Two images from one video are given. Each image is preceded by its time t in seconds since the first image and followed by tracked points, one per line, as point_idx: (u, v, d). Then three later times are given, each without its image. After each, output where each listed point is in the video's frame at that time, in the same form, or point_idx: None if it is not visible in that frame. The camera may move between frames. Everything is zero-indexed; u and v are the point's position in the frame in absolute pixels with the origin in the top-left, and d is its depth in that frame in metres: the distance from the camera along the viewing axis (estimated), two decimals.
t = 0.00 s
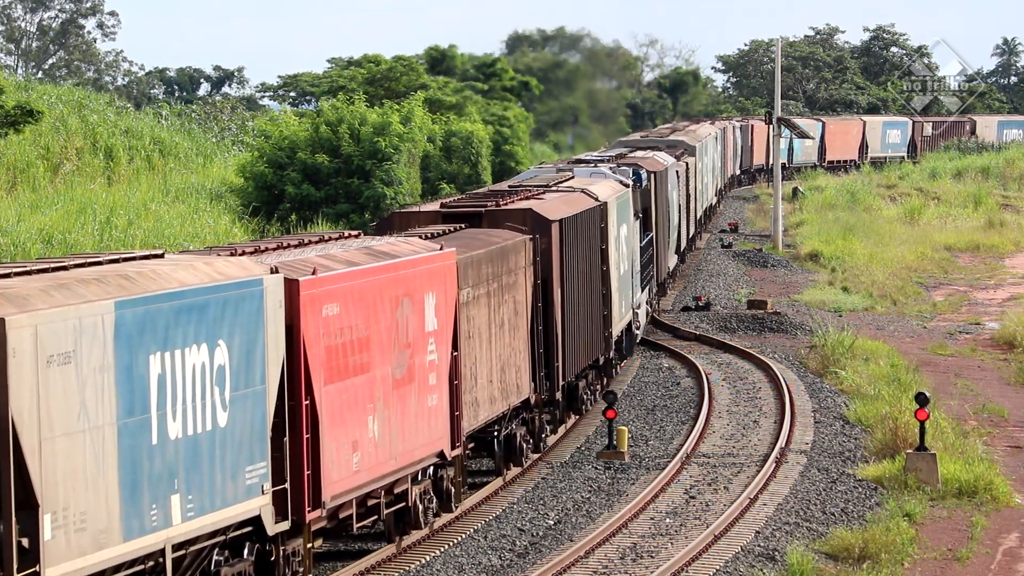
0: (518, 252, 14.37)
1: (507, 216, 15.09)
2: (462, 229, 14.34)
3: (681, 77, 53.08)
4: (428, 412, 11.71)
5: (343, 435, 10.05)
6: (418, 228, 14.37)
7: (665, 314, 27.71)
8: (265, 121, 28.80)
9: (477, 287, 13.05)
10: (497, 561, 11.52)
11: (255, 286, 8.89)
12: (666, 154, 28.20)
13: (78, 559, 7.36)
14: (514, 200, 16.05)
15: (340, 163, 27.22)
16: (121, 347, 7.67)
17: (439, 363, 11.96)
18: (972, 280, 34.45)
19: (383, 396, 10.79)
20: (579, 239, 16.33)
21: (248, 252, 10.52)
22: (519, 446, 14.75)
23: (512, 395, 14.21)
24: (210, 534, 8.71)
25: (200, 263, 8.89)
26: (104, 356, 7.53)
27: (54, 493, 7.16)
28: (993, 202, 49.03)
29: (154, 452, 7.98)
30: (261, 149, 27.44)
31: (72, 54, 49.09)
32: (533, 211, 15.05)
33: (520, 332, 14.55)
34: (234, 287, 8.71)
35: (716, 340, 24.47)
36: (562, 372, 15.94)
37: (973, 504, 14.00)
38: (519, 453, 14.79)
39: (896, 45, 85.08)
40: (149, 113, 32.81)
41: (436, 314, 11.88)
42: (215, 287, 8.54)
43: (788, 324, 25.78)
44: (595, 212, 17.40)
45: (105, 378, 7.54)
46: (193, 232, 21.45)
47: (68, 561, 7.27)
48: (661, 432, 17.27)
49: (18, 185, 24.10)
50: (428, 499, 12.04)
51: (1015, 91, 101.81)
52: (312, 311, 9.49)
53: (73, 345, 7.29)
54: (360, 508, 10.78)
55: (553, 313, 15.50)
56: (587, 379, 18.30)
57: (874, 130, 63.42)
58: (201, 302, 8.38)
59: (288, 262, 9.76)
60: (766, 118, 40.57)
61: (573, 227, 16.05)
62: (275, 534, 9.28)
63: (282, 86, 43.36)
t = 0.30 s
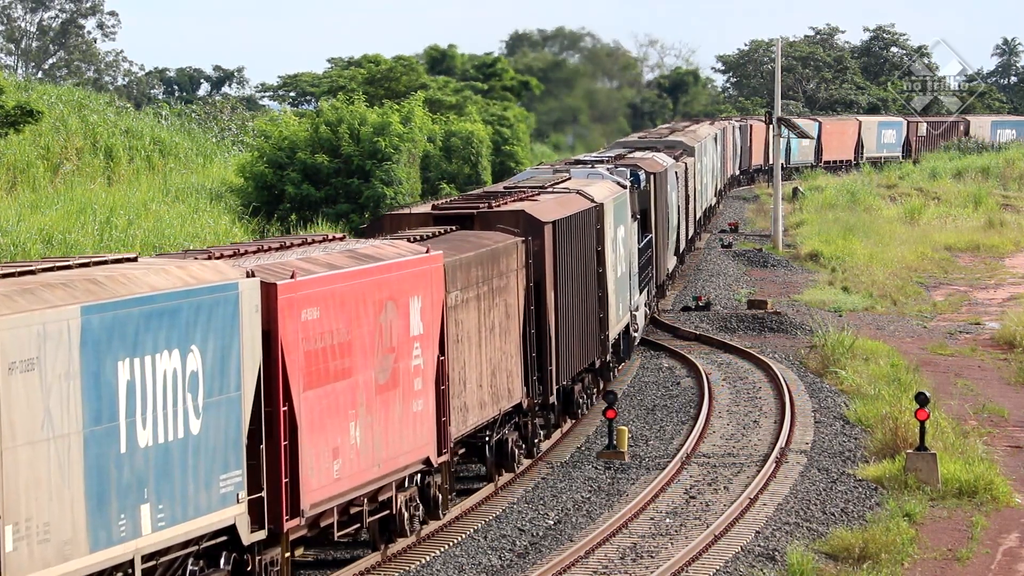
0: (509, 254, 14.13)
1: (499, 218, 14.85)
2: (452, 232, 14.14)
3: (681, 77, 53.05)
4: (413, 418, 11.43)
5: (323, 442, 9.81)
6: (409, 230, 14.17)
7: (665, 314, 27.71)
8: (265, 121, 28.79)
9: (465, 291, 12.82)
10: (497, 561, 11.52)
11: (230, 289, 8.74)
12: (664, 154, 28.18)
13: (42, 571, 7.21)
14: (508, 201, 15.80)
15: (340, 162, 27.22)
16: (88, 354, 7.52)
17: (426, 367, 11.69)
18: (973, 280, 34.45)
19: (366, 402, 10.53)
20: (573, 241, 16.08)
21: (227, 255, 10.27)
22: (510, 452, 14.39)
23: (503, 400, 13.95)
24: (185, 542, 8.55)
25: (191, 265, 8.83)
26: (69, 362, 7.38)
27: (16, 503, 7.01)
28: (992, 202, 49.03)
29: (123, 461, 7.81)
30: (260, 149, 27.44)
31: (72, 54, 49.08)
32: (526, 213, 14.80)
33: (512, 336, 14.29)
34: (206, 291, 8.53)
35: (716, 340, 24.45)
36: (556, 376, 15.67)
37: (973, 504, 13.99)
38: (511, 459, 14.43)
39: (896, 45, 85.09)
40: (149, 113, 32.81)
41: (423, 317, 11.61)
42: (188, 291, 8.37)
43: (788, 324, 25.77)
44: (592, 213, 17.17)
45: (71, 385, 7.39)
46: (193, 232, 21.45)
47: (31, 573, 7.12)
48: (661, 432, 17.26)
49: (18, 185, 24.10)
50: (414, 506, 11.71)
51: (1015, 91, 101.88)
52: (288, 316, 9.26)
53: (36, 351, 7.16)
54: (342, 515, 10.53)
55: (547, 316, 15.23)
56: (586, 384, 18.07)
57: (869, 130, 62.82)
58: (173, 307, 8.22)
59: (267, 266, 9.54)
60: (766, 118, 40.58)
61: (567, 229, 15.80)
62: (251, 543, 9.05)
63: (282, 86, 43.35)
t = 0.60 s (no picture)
0: (500, 257, 13.94)
1: (491, 220, 14.69)
2: (443, 234, 14.01)
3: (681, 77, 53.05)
4: (398, 424, 11.23)
5: (302, 450, 9.63)
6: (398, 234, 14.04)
7: (665, 314, 27.72)
8: (266, 121, 28.79)
9: (453, 294, 12.64)
10: (497, 561, 11.52)
11: (203, 294, 8.54)
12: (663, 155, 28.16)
13: None
14: (501, 203, 15.63)
15: (340, 162, 27.22)
16: (53, 360, 7.30)
17: (410, 373, 11.48)
18: (973, 280, 34.46)
19: (347, 409, 10.34)
20: (567, 244, 15.90)
21: (206, 259, 10.13)
22: (502, 457, 14.16)
23: (494, 405, 13.76)
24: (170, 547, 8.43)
25: (178, 267, 8.72)
26: (33, 369, 7.15)
27: None
28: (992, 202, 49.03)
29: (89, 470, 7.60)
30: (260, 149, 27.44)
31: (72, 54, 49.09)
32: (518, 216, 14.63)
33: (502, 340, 14.12)
34: (178, 297, 8.32)
35: (716, 340, 24.46)
36: (549, 381, 15.47)
37: (973, 504, 14.00)
38: (502, 465, 14.19)
39: (896, 45, 85.11)
40: (149, 113, 32.80)
41: (407, 321, 11.39)
42: (159, 296, 8.16)
43: (788, 324, 25.78)
44: (587, 216, 17.00)
45: (34, 393, 7.16)
46: (192, 232, 21.45)
47: None
48: (661, 432, 17.27)
49: (18, 185, 24.10)
50: (400, 514, 11.51)
51: (1016, 91, 101.89)
52: (266, 321, 9.07)
53: None
54: (324, 524, 10.34)
55: (539, 320, 15.06)
56: (581, 390, 17.92)
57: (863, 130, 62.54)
58: (143, 312, 8.01)
59: (246, 271, 9.38)
60: (766, 118, 40.58)
61: (560, 231, 15.61)
62: (225, 553, 8.87)
63: (282, 86, 43.36)
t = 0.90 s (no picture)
0: (490, 260, 13.62)
1: (482, 222, 14.34)
2: (432, 236, 13.71)
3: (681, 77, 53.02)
4: (380, 430, 10.87)
5: (279, 458, 9.26)
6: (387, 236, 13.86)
7: (665, 314, 27.71)
8: (266, 121, 28.77)
9: (440, 297, 12.31)
10: (497, 561, 11.52)
11: (176, 299, 8.18)
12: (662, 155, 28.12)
13: None
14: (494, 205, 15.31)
15: (340, 163, 27.23)
16: (14, 367, 6.92)
17: (393, 378, 11.13)
18: (973, 280, 34.48)
19: (327, 415, 9.97)
20: (561, 246, 15.56)
21: (183, 260, 9.82)
22: (493, 463, 13.88)
23: (484, 410, 13.46)
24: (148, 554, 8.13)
25: (150, 271, 8.35)
26: None
27: None
28: (993, 202, 49.04)
29: (54, 480, 7.23)
30: (261, 149, 27.43)
31: (72, 54, 49.12)
32: (509, 218, 14.28)
33: (493, 343, 13.80)
34: (149, 302, 7.98)
35: (716, 340, 24.44)
36: (543, 386, 15.08)
37: (973, 504, 13.99)
38: (493, 470, 13.89)
39: (896, 45, 85.16)
40: (149, 113, 32.80)
41: (390, 326, 11.05)
42: (128, 300, 7.80)
43: (788, 324, 25.76)
44: (582, 217, 16.69)
45: None
46: (192, 232, 21.43)
47: None
48: (661, 432, 17.26)
49: (18, 186, 24.10)
50: (384, 521, 11.23)
51: (1016, 91, 101.94)
52: (241, 325, 8.70)
53: None
54: (303, 532, 9.98)
55: (531, 323, 14.69)
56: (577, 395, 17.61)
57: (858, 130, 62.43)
58: (110, 316, 7.64)
59: (223, 275, 9.00)
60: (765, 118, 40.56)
61: (554, 233, 15.27)
62: (197, 564, 8.48)
63: (282, 86, 43.37)
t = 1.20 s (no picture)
0: (481, 263, 13.27)
1: (473, 224, 13.95)
2: (421, 238, 13.34)
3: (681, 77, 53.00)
4: (363, 437, 10.52)
5: (255, 466, 8.96)
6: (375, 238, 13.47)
7: (665, 314, 27.73)
8: (266, 121, 28.77)
9: (428, 301, 11.96)
10: (497, 561, 11.53)
11: (145, 305, 7.95)
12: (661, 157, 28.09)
13: None
14: (486, 207, 15.00)
15: (340, 163, 27.24)
16: None
17: (378, 383, 10.77)
18: (973, 280, 34.49)
19: (306, 422, 9.64)
20: (555, 248, 15.20)
21: (156, 265, 9.45)
22: (483, 469, 13.48)
23: (474, 416, 13.09)
24: (125, 563, 7.91)
25: (119, 275, 8.13)
26: None
27: None
28: (993, 202, 49.04)
29: (16, 490, 6.97)
30: (261, 149, 27.43)
31: (72, 54, 49.12)
32: (501, 220, 13.89)
33: (483, 348, 13.41)
34: (117, 307, 7.74)
35: (716, 340, 24.45)
36: (536, 392, 14.72)
37: (973, 504, 14.00)
38: (483, 476, 13.51)
39: (896, 45, 85.17)
40: (149, 113, 32.80)
41: (375, 329, 10.69)
42: (96, 305, 7.56)
43: (788, 324, 25.78)
44: (577, 219, 16.39)
45: None
46: (192, 232, 21.43)
47: None
48: (661, 432, 17.26)
49: (18, 185, 24.11)
50: (367, 529, 10.81)
51: (1016, 91, 101.95)
52: (211, 332, 8.41)
53: None
54: (283, 541, 9.67)
55: (523, 327, 14.28)
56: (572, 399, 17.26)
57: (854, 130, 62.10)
58: (76, 322, 7.41)
59: (195, 278, 8.79)
60: (765, 118, 40.56)
61: (548, 235, 14.92)
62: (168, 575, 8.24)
63: (282, 86, 43.36)
